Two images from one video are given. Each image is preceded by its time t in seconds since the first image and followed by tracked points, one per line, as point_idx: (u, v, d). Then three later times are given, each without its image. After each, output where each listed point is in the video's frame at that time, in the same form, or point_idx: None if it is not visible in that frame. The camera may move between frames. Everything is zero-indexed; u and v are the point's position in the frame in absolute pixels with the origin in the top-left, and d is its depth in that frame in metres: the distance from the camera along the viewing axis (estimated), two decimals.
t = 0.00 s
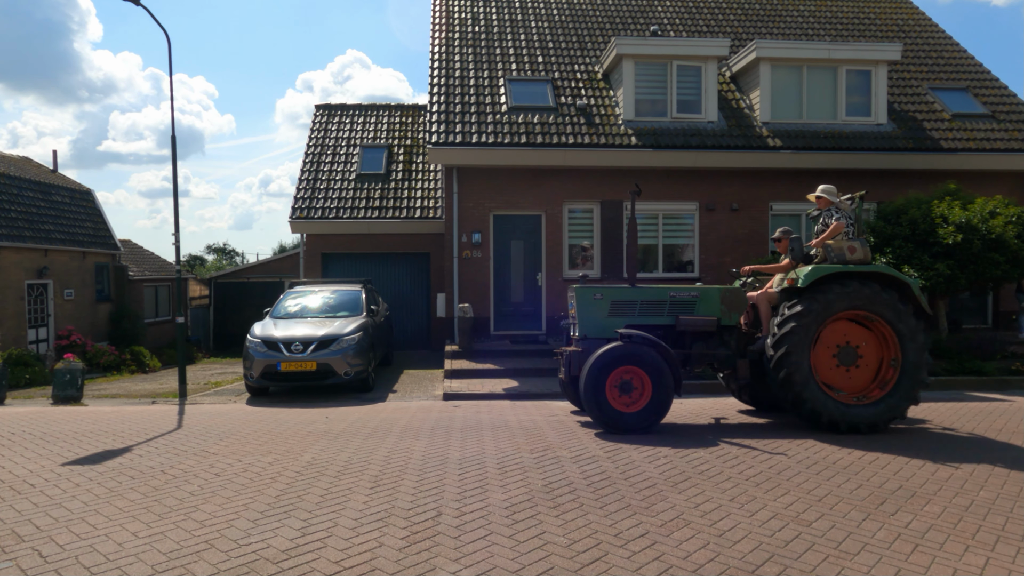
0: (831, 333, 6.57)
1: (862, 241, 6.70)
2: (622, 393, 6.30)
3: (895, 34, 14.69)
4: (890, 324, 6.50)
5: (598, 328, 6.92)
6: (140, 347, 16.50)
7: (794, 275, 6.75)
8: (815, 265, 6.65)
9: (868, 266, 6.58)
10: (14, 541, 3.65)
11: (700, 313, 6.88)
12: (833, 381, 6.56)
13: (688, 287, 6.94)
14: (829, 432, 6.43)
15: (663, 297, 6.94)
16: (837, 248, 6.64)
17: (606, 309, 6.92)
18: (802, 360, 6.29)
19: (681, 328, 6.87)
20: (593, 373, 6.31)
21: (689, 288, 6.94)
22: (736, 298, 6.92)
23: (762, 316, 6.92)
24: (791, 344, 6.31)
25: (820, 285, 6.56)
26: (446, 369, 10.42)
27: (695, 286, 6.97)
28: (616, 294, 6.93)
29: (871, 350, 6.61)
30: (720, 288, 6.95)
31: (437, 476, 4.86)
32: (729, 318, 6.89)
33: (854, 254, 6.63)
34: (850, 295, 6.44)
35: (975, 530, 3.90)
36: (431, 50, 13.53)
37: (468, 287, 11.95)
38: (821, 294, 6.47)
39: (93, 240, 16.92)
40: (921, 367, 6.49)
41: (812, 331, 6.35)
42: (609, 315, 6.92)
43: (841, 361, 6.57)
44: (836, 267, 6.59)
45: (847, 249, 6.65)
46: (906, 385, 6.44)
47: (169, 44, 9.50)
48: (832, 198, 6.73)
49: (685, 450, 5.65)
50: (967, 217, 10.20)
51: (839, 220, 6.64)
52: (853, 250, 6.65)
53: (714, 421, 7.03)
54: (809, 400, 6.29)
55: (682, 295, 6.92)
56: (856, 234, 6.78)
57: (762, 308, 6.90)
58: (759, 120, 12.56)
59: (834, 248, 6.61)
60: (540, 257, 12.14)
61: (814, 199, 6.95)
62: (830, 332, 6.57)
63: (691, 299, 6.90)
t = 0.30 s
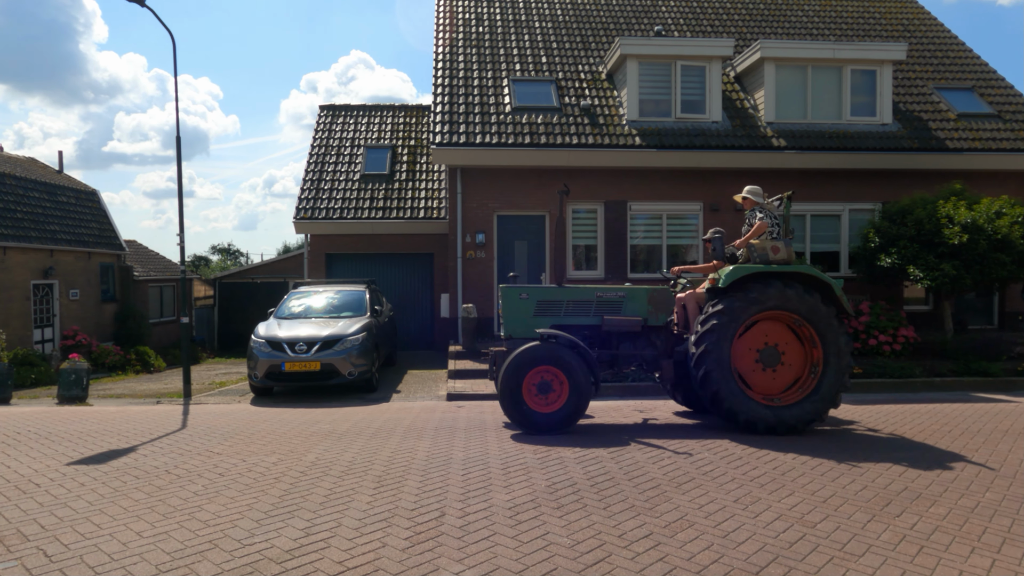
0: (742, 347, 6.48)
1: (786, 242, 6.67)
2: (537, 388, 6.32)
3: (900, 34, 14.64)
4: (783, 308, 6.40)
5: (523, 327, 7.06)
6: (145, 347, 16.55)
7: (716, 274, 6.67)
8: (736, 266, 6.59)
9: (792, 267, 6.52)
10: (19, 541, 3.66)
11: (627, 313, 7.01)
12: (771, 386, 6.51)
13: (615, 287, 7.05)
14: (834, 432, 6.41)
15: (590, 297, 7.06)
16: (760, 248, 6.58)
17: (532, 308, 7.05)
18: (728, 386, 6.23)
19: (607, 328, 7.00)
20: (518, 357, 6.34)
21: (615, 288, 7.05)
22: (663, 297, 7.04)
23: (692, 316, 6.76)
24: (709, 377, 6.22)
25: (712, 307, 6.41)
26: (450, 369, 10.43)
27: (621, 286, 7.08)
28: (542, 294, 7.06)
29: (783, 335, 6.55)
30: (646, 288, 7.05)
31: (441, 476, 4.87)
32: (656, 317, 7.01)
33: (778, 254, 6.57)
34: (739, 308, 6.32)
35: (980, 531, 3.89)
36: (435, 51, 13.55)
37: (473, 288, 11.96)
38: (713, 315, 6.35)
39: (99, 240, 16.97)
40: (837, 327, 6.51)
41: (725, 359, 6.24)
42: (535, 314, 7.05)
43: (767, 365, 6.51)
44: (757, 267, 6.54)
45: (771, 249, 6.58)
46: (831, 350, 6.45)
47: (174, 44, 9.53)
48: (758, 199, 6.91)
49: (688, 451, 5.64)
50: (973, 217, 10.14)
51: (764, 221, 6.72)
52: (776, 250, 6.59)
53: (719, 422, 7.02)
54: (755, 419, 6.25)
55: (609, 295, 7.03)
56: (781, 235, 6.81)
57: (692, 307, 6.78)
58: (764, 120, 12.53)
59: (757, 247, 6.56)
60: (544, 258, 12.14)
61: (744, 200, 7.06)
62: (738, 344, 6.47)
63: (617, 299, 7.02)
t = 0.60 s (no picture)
0: (671, 378, 6.48)
1: (710, 242, 6.67)
2: (455, 387, 6.30)
3: (909, 33, 14.57)
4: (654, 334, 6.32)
5: (450, 328, 7.11)
6: (153, 347, 16.64)
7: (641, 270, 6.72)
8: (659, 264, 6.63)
9: (715, 267, 6.54)
10: (28, 539, 3.69)
11: (555, 313, 7.00)
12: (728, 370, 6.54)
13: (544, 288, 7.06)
14: (840, 433, 6.40)
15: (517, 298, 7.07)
16: (683, 248, 6.63)
17: (459, 310, 7.09)
18: (705, 413, 6.29)
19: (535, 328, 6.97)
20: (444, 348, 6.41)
21: (543, 289, 7.05)
22: (591, 297, 7.01)
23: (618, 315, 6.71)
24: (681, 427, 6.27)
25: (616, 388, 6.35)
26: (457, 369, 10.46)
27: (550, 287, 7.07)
28: (470, 295, 7.09)
29: (675, 331, 6.50)
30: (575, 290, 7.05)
31: (448, 476, 4.88)
32: (585, 317, 6.99)
33: (700, 254, 6.61)
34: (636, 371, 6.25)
35: (989, 533, 3.87)
36: (442, 51, 13.58)
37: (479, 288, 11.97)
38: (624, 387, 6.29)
39: (107, 241, 17.06)
40: (701, 285, 6.47)
41: (673, 411, 6.26)
42: (463, 316, 7.09)
43: (704, 362, 6.51)
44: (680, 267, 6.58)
45: (694, 249, 6.63)
46: (717, 309, 6.45)
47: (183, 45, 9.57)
48: (685, 198, 6.78)
49: (695, 452, 5.63)
50: (982, 217, 10.07)
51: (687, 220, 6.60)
52: (699, 250, 6.63)
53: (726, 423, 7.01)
54: (747, 401, 6.38)
55: (536, 296, 7.03)
56: (707, 234, 6.75)
57: (619, 307, 6.70)
58: (771, 120, 12.49)
59: (679, 247, 6.60)
60: (550, 258, 12.14)
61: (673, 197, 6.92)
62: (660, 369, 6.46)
63: (544, 300, 7.01)
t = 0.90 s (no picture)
0: (638, 381, 6.49)
1: (642, 240, 6.69)
2: (385, 384, 6.29)
3: (926, 31, 14.43)
4: (584, 387, 6.29)
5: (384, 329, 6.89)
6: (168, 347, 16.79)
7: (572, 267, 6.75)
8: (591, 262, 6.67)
9: (644, 266, 6.54)
10: (54, 535, 3.73)
11: (488, 314, 6.86)
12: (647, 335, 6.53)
13: (479, 288, 6.90)
14: (858, 434, 6.35)
15: (453, 298, 6.90)
16: (614, 246, 6.65)
17: (395, 310, 6.88)
18: (688, 378, 6.40)
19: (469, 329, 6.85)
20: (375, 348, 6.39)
21: (478, 289, 6.90)
22: (527, 297, 6.88)
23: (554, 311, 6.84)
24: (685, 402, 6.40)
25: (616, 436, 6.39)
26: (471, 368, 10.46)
27: (486, 287, 6.92)
28: (404, 295, 6.89)
29: (589, 355, 6.46)
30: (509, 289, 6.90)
31: (465, 475, 4.88)
32: (519, 318, 6.86)
33: (632, 252, 6.64)
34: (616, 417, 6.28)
35: (1012, 536, 3.82)
36: (456, 51, 13.60)
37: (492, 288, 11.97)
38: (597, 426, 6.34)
39: (124, 241, 17.22)
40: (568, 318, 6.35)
41: (664, 405, 6.35)
42: (397, 315, 6.89)
43: (634, 347, 6.50)
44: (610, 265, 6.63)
45: (625, 247, 6.64)
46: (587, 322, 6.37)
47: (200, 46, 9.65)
48: (617, 197, 6.73)
49: (713, 453, 5.61)
50: (1002, 216, 9.94)
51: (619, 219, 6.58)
52: (631, 248, 6.65)
53: (743, 423, 6.97)
54: (690, 329, 6.49)
55: (471, 297, 6.88)
56: (641, 231, 6.73)
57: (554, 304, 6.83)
58: (786, 119, 12.42)
59: (609, 246, 6.63)
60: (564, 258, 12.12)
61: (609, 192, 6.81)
62: (602, 379, 6.46)
63: (480, 300, 6.87)
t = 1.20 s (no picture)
0: (579, 351, 6.50)
1: (571, 239, 6.69)
2: (313, 384, 6.37)
3: (944, 28, 14.27)
4: (559, 409, 6.33)
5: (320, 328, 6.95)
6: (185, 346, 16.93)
7: (499, 267, 6.76)
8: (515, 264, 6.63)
9: (571, 265, 6.55)
10: (76, 531, 3.78)
11: (422, 314, 6.85)
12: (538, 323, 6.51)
13: (413, 287, 6.90)
14: (875, 436, 6.29)
15: (387, 297, 6.91)
16: (543, 245, 6.66)
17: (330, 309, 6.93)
18: (603, 312, 6.43)
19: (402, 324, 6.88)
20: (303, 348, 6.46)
21: (413, 288, 6.90)
22: (461, 297, 6.88)
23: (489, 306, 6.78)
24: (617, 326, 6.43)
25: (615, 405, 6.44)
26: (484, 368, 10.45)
27: (421, 286, 6.91)
28: (339, 294, 6.93)
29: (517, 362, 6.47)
30: (443, 288, 6.89)
31: (480, 475, 4.89)
32: (453, 318, 6.84)
33: (560, 251, 6.67)
34: (600, 391, 6.35)
35: None
36: (469, 51, 13.62)
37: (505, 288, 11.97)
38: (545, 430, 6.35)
39: (141, 241, 17.40)
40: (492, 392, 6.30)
41: (611, 345, 6.41)
42: (333, 315, 6.94)
43: (551, 340, 6.49)
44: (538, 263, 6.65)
45: (554, 246, 6.67)
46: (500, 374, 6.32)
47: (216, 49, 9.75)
48: (547, 197, 6.84)
49: (729, 453, 5.57)
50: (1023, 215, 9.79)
51: (547, 218, 6.60)
52: (560, 247, 6.68)
53: (759, 424, 6.92)
54: (557, 280, 6.48)
55: (406, 296, 6.88)
56: (570, 230, 6.73)
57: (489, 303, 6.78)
58: (801, 118, 12.33)
59: (537, 245, 6.64)
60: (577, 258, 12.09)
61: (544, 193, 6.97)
62: (538, 383, 6.47)
63: (414, 300, 6.87)
